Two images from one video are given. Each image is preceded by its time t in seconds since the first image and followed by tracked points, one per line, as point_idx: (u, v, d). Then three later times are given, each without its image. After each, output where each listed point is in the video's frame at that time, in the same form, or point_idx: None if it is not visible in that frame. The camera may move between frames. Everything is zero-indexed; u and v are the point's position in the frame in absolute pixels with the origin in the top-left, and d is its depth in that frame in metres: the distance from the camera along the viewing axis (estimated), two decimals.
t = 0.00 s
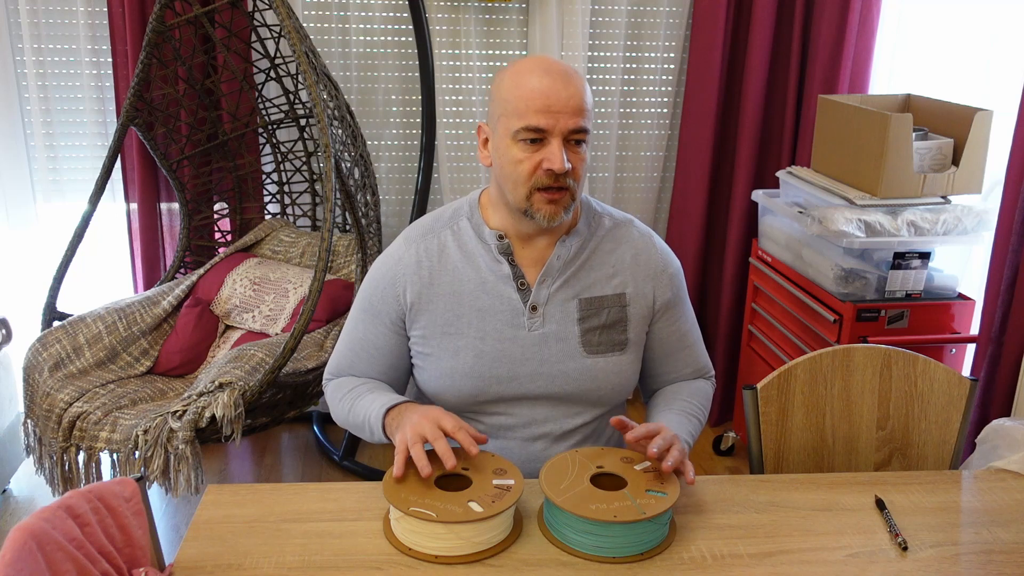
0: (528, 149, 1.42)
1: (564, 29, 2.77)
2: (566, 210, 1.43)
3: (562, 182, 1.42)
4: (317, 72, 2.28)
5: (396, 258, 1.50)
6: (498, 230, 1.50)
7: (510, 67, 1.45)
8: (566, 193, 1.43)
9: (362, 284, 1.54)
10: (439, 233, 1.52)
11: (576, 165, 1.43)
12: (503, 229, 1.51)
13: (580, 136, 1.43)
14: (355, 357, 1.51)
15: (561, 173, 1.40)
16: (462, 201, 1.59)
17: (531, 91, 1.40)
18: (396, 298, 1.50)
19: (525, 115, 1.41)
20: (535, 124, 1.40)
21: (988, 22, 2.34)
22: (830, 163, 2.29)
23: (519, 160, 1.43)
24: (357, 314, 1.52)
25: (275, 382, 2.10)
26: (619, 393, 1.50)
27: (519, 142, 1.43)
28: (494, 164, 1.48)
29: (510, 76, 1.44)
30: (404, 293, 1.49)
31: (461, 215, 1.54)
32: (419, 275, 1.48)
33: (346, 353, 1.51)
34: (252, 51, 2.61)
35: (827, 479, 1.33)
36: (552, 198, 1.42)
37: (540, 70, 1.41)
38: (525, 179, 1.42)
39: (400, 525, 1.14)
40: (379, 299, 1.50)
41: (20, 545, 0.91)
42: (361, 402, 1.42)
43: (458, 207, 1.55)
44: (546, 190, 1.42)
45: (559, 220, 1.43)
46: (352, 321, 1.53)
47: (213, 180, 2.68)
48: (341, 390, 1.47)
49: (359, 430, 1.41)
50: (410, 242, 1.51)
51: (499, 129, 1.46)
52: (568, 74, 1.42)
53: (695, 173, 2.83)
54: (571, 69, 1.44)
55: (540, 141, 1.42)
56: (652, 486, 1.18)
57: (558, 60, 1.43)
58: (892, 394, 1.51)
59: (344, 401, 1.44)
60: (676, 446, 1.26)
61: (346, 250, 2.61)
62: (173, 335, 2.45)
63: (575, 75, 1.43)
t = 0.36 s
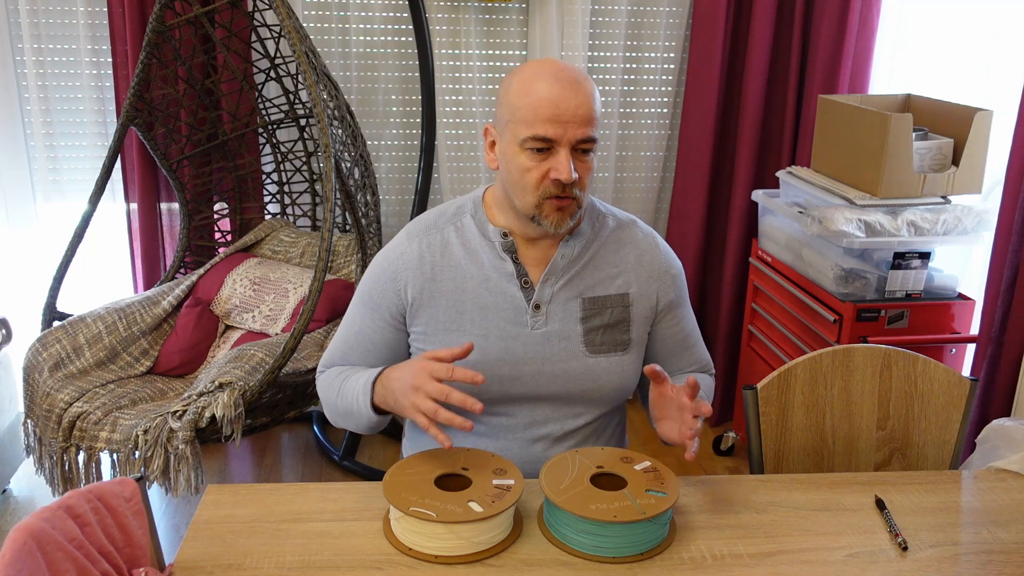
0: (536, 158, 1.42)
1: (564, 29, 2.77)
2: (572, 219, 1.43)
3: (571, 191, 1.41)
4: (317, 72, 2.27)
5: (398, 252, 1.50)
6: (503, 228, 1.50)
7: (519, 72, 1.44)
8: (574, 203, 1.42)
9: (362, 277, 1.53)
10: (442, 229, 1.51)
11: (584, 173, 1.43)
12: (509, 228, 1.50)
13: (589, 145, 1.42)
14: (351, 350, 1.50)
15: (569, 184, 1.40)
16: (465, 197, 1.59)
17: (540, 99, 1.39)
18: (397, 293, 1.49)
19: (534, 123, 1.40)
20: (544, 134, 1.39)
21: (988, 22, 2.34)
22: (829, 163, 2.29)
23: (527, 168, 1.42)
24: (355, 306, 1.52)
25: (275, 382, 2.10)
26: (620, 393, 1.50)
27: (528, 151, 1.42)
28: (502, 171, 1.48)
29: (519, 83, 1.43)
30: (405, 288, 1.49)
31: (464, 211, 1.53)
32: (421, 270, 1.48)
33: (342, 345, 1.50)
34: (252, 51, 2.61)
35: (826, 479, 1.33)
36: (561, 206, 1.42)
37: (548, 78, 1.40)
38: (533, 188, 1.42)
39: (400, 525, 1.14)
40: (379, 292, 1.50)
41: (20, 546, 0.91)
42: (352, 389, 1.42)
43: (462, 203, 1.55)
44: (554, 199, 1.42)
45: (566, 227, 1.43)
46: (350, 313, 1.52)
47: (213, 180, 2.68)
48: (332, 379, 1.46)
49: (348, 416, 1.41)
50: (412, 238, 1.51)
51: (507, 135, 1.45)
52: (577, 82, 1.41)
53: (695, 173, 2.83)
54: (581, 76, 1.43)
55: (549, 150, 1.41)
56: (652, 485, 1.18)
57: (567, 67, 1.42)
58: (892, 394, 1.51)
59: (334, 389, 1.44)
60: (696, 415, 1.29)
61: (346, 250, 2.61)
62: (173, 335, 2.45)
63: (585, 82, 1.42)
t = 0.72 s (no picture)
0: (537, 156, 1.42)
1: (564, 29, 2.77)
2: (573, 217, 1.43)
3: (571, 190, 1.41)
4: (317, 72, 2.28)
5: (401, 253, 1.50)
6: (506, 229, 1.50)
7: (524, 71, 1.44)
8: (574, 201, 1.42)
9: (364, 277, 1.53)
10: (445, 230, 1.51)
11: (585, 173, 1.42)
12: (510, 228, 1.50)
13: (590, 145, 1.42)
14: (352, 352, 1.49)
15: (570, 183, 1.39)
16: (469, 197, 1.58)
17: (543, 100, 1.39)
18: (400, 294, 1.49)
19: (536, 122, 1.40)
20: (545, 133, 1.39)
21: (987, 22, 2.34)
22: (829, 163, 2.29)
23: (528, 166, 1.42)
24: (357, 308, 1.52)
25: (275, 382, 2.10)
26: (620, 394, 1.50)
27: (529, 150, 1.42)
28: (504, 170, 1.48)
29: (522, 83, 1.43)
30: (408, 289, 1.48)
31: (468, 212, 1.53)
32: (424, 271, 1.48)
33: (342, 347, 1.49)
34: (252, 51, 2.61)
35: (827, 479, 1.33)
36: (561, 205, 1.42)
37: (552, 79, 1.40)
38: (534, 187, 1.42)
39: (400, 525, 1.14)
40: (382, 293, 1.50)
41: (20, 546, 0.91)
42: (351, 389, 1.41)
43: (465, 204, 1.54)
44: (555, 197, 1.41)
45: (566, 226, 1.43)
46: (352, 315, 1.52)
47: (214, 180, 2.68)
48: (330, 380, 1.45)
49: (345, 414, 1.40)
50: (415, 239, 1.51)
51: (509, 133, 1.45)
52: (581, 82, 1.41)
53: (695, 173, 2.83)
54: (585, 77, 1.42)
55: (550, 149, 1.41)
56: (652, 486, 1.18)
57: (572, 67, 1.42)
58: (892, 394, 1.51)
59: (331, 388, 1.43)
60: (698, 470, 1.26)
61: (346, 250, 2.61)
62: (173, 335, 2.45)
63: (589, 83, 1.42)
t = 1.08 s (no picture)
0: (523, 147, 1.43)
1: (564, 29, 2.77)
2: (558, 212, 1.42)
3: (556, 183, 1.41)
4: (317, 72, 2.28)
5: (403, 256, 1.50)
6: (507, 232, 1.49)
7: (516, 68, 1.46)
8: (560, 196, 1.42)
9: (366, 279, 1.53)
10: (446, 232, 1.51)
11: (571, 166, 1.42)
12: (511, 230, 1.50)
13: (577, 137, 1.42)
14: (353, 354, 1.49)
15: (551, 173, 1.40)
16: (470, 199, 1.58)
17: (528, 91, 1.41)
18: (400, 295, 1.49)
19: (521, 112, 1.41)
20: (528, 122, 1.41)
21: (988, 22, 2.34)
22: (829, 162, 2.29)
23: (515, 160, 1.43)
24: (358, 309, 1.51)
25: (275, 382, 2.10)
26: (620, 395, 1.50)
27: (516, 141, 1.43)
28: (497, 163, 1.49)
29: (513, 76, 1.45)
30: (409, 290, 1.48)
31: (469, 214, 1.53)
32: (425, 274, 1.48)
33: (342, 349, 1.49)
34: (252, 51, 2.61)
35: (827, 479, 1.33)
36: (546, 199, 1.41)
37: (540, 71, 1.42)
38: (519, 179, 1.43)
39: (400, 525, 1.14)
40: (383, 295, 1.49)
41: (20, 546, 0.91)
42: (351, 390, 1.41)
43: (466, 205, 1.54)
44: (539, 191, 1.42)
45: (551, 222, 1.42)
46: (353, 316, 1.52)
47: (214, 180, 2.68)
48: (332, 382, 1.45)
49: (339, 414, 1.40)
50: (416, 241, 1.50)
51: (501, 129, 1.47)
52: (568, 75, 1.42)
53: (695, 173, 2.83)
54: (575, 70, 1.43)
55: (536, 139, 1.42)
56: (652, 486, 1.18)
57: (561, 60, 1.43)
58: (892, 394, 1.51)
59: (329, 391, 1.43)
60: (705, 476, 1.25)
61: (346, 250, 2.61)
62: (173, 335, 2.45)
63: (578, 76, 1.43)
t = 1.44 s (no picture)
0: (521, 146, 1.43)
1: (564, 29, 2.77)
2: (558, 208, 1.42)
3: (554, 180, 1.41)
4: (317, 72, 2.28)
5: (401, 260, 1.49)
6: (506, 233, 1.49)
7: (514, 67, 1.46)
8: (559, 192, 1.42)
9: (365, 285, 1.53)
10: (445, 235, 1.51)
11: (570, 163, 1.42)
12: (510, 232, 1.50)
13: (575, 135, 1.42)
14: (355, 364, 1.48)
15: (549, 171, 1.40)
16: (468, 201, 1.58)
17: (525, 89, 1.41)
18: (400, 301, 1.48)
19: (519, 111, 1.41)
20: (526, 121, 1.41)
21: (987, 22, 2.34)
22: (829, 163, 2.29)
23: (513, 158, 1.43)
24: (358, 318, 1.51)
25: (275, 382, 2.10)
26: (620, 396, 1.50)
27: (513, 140, 1.44)
28: (496, 163, 1.50)
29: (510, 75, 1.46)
30: (408, 296, 1.48)
31: (466, 218, 1.53)
32: (425, 278, 1.47)
33: (344, 360, 1.48)
34: (252, 51, 2.61)
35: (827, 479, 1.33)
36: (545, 196, 1.42)
37: (537, 70, 1.42)
38: (517, 177, 1.43)
39: (400, 525, 1.14)
40: (382, 301, 1.49)
41: (20, 545, 0.91)
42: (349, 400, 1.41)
43: (464, 208, 1.54)
44: (538, 188, 1.42)
45: (551, 219, 1.42)
46: (353, 325, 1.51)
47: (214, 180, 2.68)
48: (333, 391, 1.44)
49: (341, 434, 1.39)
50: (414, 245, 1.50)
51: (499, 128, 1.47)
52: (565, 73, 1.42)
53: (695, 173, 2.83)
54: (572, 69, 1.43)
55: (533, 138, 1.43)
56: (652, 485, 1.18)
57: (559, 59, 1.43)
58: (892, 393, 1.51)
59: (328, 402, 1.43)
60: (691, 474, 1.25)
61: (346, 250, 2.61)
62: (173, 335, 2.45)
63: (575, 75, 1.43)
